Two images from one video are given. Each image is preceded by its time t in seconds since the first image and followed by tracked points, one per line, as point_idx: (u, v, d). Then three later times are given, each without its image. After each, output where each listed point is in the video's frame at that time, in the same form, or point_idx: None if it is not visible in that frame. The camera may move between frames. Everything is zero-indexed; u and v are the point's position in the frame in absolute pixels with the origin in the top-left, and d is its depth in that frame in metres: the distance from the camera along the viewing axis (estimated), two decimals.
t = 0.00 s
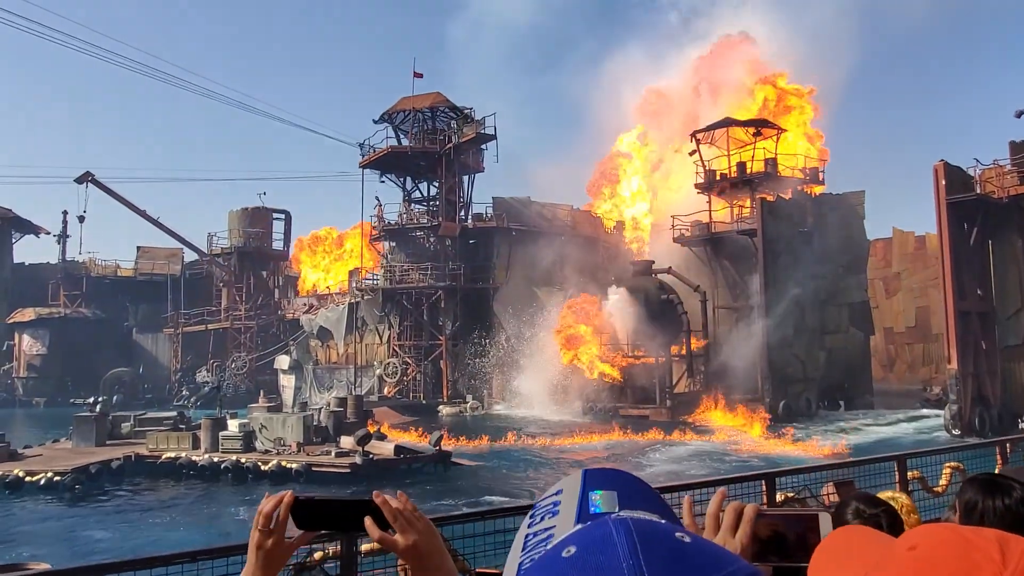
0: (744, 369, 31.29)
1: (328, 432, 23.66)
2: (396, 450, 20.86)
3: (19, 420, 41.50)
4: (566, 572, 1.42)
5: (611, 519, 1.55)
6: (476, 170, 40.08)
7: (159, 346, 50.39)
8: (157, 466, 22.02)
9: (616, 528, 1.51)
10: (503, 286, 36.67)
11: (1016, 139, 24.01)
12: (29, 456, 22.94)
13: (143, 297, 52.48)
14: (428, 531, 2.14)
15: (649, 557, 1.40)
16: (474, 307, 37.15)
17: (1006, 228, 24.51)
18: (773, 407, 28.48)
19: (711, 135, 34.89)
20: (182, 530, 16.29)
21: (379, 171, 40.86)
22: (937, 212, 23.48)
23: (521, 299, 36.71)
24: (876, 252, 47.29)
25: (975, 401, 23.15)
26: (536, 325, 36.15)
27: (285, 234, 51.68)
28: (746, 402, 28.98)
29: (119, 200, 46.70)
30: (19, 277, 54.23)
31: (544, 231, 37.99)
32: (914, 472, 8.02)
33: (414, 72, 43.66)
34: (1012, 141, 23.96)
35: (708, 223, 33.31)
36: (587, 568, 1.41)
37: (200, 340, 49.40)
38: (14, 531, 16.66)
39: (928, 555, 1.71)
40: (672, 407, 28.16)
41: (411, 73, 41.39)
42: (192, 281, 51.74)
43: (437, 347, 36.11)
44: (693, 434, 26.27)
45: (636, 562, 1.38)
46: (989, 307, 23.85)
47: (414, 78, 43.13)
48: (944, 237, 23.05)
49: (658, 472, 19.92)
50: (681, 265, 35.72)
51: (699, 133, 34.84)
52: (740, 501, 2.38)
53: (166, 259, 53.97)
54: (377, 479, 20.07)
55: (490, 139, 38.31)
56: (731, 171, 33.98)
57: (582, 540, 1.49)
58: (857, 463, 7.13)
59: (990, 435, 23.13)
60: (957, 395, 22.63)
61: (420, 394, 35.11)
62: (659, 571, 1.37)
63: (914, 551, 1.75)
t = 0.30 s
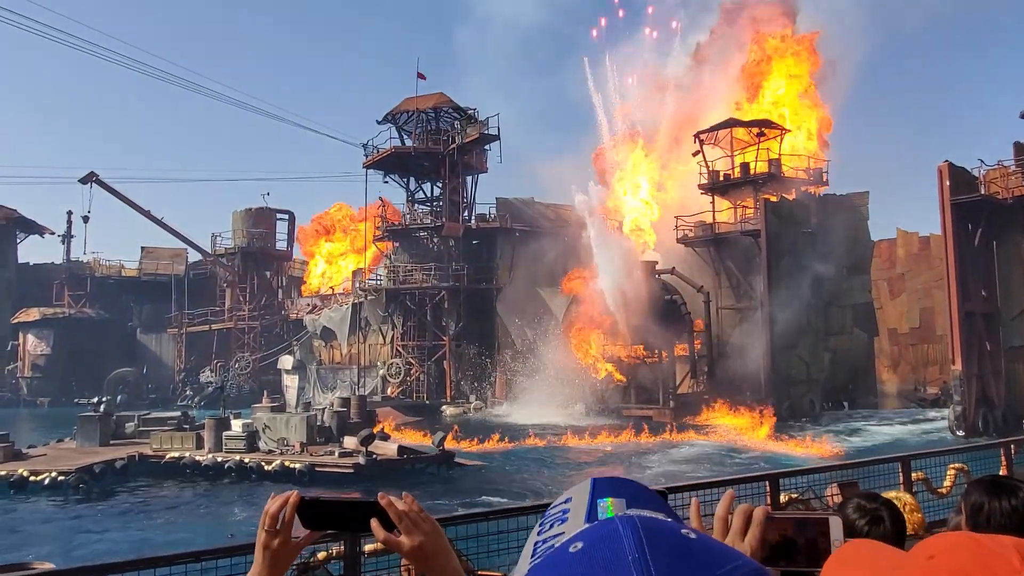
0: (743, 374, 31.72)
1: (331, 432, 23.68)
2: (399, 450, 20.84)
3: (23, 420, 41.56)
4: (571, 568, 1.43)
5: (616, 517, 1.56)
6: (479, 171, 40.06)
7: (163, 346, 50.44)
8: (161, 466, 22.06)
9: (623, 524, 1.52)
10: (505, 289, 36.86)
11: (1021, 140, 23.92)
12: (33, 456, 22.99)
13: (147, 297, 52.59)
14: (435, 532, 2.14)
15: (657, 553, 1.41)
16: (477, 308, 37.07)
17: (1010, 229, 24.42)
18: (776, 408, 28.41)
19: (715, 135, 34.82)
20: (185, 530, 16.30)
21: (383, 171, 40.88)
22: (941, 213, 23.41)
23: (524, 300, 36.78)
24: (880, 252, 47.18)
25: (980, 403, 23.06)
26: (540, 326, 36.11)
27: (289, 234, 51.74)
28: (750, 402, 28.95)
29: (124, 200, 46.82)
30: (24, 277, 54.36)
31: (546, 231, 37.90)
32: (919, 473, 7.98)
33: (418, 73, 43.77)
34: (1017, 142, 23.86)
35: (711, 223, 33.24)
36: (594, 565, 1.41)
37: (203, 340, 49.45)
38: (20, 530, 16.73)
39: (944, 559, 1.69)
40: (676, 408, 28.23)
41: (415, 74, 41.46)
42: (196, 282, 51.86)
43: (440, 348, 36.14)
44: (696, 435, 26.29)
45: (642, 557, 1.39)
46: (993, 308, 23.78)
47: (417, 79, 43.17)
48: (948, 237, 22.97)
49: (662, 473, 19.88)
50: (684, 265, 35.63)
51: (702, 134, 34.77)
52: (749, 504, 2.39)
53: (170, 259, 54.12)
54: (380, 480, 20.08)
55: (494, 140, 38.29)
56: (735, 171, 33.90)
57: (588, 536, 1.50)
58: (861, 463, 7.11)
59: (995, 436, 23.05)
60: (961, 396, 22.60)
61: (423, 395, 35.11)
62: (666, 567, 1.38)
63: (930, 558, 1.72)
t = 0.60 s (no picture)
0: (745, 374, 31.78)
1: (335, 433, 23.70)
2: (403, 451, 20.84)
3: (29, 421, 41.69)
4: (574, 559, 1.53)
5: (616, 511, 1.65)
6: (483, 172, 40.07)
7: (167, 347, 50.56)
8: (165, 466, 22.13)
9: (622, 516, 1.62)
10: (509, 290, 36.82)
11: None
12: (39, 456, 23.07)
13: (152, 297, 52.76)
14: (441, 536, 2.14)
15: (652, 542, 1.49)
16: (482, 310, 37.08)
17: (1015, 231, 24.33)
18: (781, 410, 28.37)
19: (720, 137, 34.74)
20: (189, 531, 16.32)
21: (387, 173, 40.94)
22: (947, 215, 23.32)
23: (529, 301, 36.68)
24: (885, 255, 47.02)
25: (985, 406, 22.99)
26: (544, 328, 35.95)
27: (293, 236, 51.84)
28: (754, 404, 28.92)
29: (129, 201, 47.02)
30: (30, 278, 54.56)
31: (550, 232, 37.85)
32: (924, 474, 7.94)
33: (423, 74, 43.88)
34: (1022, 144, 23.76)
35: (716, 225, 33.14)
36: (595, 550, 1.52)
37: (208, 341, 49.58)
38: (25, 530, 16.77)
39: None
40: (680, 411, 28.41)
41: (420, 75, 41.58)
42: (201, 283, 52.02)
43: (444, 349, 36.17)
44: (700, 437, 26.26)
45: (637, 541, 1.48)
46: (999, 310, 23.69)
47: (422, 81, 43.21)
48: (953, 240, 22.90)
49: (665, 475, 19.85)
50: (689, 266, 35.53)
51: (707, 136, 34.67)
52: (755, 509, 2.37)
53: (175, 260, 54.42)
54: (384, 481, 20.09)
55: (498, 141, 38.29)
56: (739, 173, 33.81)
57: (589, 526, 1.62)
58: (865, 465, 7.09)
59: (999, 438, 23.01)
60: (966, 399, 22.52)
61: (427, 396, 35.18)
62: (659, 554, 1.46)
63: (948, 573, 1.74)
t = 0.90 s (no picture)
0: (758, 381, 31.49)
1: (347, 435, 23.76)
2: (414, 454, 20.84)
3: (45, 420, 42.07)
4: (587, 558, 1.55)
5: (633, 516, 1.65)
6: (496, 176, 40.07)
7: (182, 348, 50.94)
8: (179, 467, 22.28)
9: (636, 521, 1.61)
10: (521, 294, 36.77)
11: None
12: (54, 456, 23.29)
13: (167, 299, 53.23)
14: (454, 545, 2.16)
15: (664, 546, 1.49)
16: (495, 314, 36.90)
17: None
18: (795, 417, 28.14)
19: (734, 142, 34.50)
20: (201, 532, 16.39)
21: (400, 176, 41.05)
22: (964, 221, 23.10)
23: (541, 305, 36.58)
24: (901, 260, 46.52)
25: (1002, 414, 22.76)
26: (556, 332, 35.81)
27: (306, 238, 52.07)
28: (767, 411, 28.80)
29: (145, 203, 47.47)
30: (47, 279, 55.13)
31: (563, 236, 37.79)
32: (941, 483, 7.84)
33: (437, 79, 44.04)
34: None
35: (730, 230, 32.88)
36: (610, 550, 1.52)
37: (222, 343, 49.91)
38: (40, 530, 16.91)
39: None
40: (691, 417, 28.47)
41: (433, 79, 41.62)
42: (215, 285, 52.42)
43: (456, 352, 36.20)
44: (713, 443, 26.14)
45: (650, 544, 1.48)
46: (1016, 317, 23.41)
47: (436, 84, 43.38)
48: (970, 246, 22.68)
49: (677, 480, 19.73)
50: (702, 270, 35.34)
51: (721, 140, 34.50)
52: (778, 523, 2.38)
53: (189, 262, 54.86)
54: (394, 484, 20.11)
55: (511, 145, 38.30)
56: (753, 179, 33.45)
57: (603, 530, 1.63)
58: (880, 474, 7.01)
59: (1017, 448, 22.75)
60: (982, 408, 22.27)
61: (439, 400, 35.21)
62: (671, 556, 1.46)
63: None
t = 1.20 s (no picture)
0: (757, 382, 31.43)
1: (347, 437, 23.76)
2: (415, 456, 20.80)
3: (45, 421, 42.06)
4: (587, 560, 1.54)
5: (632, 519, 1.65)
6: (497, 178, 40.11)
7: (182, 349, 50.96)
8: (178, 468, 22.27)
9: (636, 526, 1.61)
10: (521, 295, 36.75)
11: None
12: (54, 457, 23.27)
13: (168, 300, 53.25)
14: (455, 557, 2.21)
15: (663, 549, 1.49)
16: (495, 317, 36.96)
17: None
18: (795, 419, 28.12)
19: (734, 144, 34.48)
20: (201, 534, 16.37)
21: (401, 178, 41.09)
22: (964, 224, 23.12)
23: (541, 306, 36.51)
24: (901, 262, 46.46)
25: (1003, 417, 22.75)
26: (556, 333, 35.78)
27: (307, 240, 52.09)
28: (768, 413, 28.80)
29: (145, 204, 47.56)
30: (47, 280, 55.14)
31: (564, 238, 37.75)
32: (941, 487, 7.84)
33: (438, 81, 44.12)
34: None
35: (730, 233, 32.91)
36: (608, 554, 1.52)
37: (222, 344, 49.92)
38: (39, 531, 16.89)
39: None
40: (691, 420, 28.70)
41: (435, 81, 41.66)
42: (215, 286, 52.46)
43: (456, 354, 36.23)
44: (714, 445, 26.09)
45: (651, 551, 1.48)
46: (1017, 320, 23.40)
47: (437, 86, 43.46)
48: (970, 248, 22.69)
49: (677, 482, 19.72)
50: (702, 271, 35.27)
51: (722, 142, 34.51)
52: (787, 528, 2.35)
53: (190, 264, 54.90)
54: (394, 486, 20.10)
55: (511, 147, 38.41)
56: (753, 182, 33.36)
57: (603, 533, 1.62)
58: (881, 477, 6.99)
59: (1017, 451, 22.73)
60: (982, 410, 22.27)
61: (439, 401, 35.27)
62: (670, 558, 1.46)
63: None
